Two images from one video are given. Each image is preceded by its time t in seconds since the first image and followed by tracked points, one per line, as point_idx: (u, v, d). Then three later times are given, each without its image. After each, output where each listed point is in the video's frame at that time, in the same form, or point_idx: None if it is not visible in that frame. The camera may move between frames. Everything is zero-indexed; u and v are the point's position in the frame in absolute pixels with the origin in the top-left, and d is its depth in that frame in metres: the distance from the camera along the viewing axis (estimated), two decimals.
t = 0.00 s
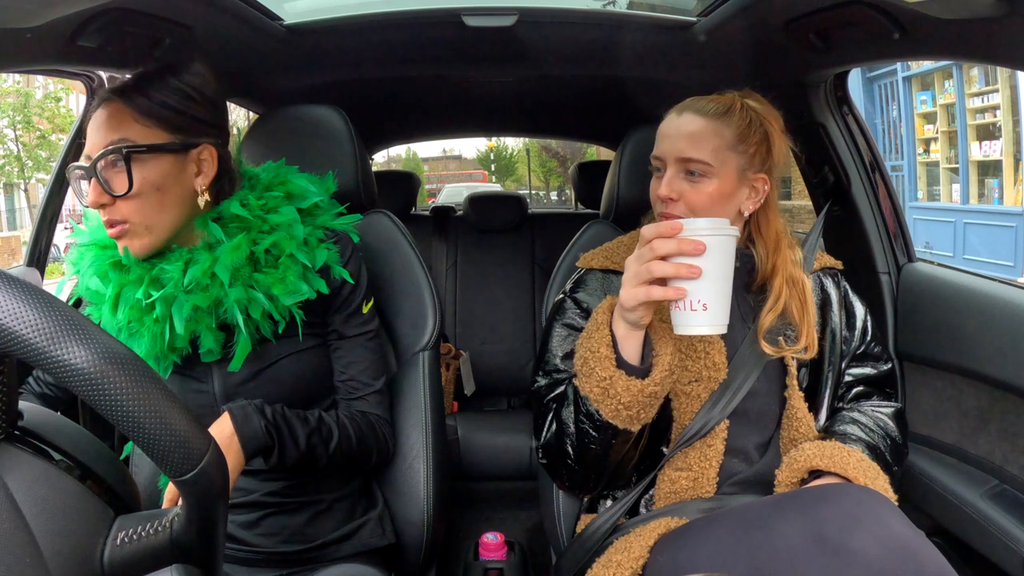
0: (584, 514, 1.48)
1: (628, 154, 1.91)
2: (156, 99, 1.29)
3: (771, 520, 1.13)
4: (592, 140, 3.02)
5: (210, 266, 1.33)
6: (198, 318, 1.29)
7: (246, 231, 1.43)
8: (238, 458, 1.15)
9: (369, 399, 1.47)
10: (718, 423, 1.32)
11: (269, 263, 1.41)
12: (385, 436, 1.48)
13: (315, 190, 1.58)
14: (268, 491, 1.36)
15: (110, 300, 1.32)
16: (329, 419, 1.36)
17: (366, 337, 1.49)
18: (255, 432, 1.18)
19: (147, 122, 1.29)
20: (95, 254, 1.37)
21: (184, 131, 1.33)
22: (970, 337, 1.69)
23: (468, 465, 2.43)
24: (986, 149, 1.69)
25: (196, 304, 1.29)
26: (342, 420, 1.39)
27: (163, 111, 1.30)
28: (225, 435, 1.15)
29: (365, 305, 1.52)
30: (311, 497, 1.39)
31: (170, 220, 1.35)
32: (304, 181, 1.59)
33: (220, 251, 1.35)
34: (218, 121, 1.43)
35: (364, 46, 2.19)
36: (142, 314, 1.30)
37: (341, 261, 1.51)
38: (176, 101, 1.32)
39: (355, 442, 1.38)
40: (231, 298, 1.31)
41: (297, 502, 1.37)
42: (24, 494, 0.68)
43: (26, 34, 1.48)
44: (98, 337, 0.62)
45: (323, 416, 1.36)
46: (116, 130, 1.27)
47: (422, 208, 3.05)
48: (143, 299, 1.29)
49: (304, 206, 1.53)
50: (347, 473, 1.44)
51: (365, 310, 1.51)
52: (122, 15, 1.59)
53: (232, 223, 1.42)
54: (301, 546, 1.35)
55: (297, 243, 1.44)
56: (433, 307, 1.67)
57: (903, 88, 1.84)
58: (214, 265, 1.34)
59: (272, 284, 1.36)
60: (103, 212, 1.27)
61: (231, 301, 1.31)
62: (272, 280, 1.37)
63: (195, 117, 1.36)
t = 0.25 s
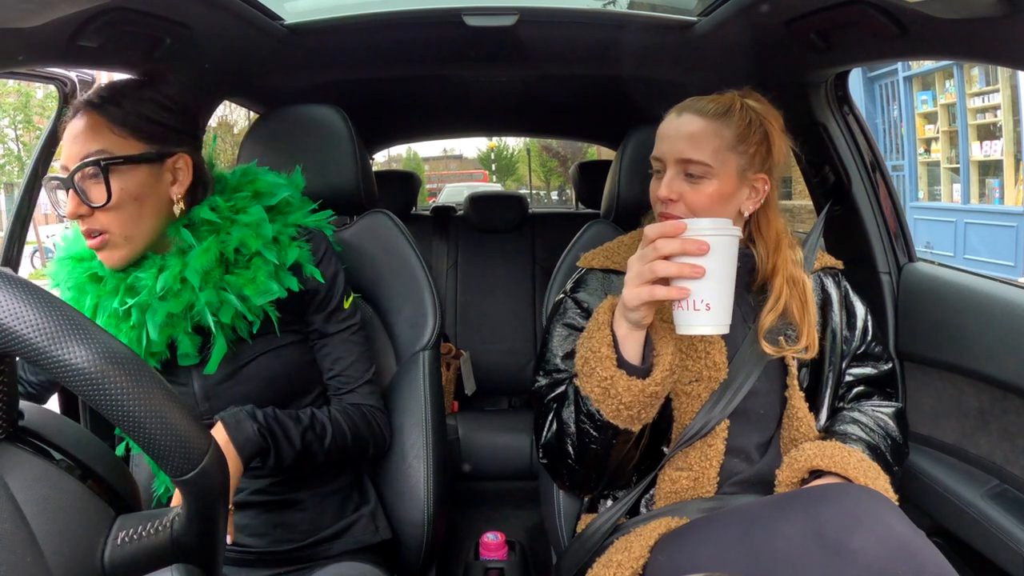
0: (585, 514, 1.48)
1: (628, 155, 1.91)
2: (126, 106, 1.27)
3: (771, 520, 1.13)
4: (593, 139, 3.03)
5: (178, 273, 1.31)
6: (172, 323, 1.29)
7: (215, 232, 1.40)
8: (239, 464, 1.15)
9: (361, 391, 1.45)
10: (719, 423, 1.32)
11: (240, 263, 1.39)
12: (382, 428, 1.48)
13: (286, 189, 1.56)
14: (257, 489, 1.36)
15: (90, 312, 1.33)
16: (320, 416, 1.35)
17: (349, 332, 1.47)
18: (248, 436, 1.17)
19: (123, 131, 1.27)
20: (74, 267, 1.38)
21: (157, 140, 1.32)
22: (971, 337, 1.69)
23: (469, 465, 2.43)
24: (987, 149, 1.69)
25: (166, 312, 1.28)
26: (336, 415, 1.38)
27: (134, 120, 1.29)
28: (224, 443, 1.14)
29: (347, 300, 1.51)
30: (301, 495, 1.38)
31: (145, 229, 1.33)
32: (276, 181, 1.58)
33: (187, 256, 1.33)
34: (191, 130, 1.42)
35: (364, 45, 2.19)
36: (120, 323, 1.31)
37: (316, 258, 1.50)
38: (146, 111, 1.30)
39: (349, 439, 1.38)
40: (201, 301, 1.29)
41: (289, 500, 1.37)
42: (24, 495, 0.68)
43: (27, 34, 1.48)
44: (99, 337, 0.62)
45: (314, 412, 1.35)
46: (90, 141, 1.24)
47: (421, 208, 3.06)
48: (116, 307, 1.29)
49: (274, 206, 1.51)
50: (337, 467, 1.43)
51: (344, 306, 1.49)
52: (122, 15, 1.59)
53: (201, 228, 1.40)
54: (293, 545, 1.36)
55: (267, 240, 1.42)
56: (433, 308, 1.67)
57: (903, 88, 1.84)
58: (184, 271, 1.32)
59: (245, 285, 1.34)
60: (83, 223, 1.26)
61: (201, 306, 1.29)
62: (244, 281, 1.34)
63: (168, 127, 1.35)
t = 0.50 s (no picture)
0: (585, 514, 1.48)
1: (629, 155, 1.91)
2: (103, 117, 1.23)
3: (772, 520, 1.13)
4: (594, 139, 3.03)
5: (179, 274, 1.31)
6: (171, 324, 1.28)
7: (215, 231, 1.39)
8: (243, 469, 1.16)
9: (365, 390, 1.46)
10: (720, 423, 1.32)
11: (240, 263, 1.38)
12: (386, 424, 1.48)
13: (285, 189, 1.56)
14: (256, 489, 1.36)
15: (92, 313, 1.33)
16: (324, 416, 1.36)
17: (352, 331, 1.48)
18: (250, 441, 1.18)
19: (110, 148, 1.23)
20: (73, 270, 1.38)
21: (145, 151, 1.27)
22: (971, 338, 1.69)
23: (469, 464, 2.43)
24: (988, 149, 1.69)
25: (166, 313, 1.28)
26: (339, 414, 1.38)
27: (120, 134, 1.23)
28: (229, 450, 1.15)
29: (347, 300, 1.51)
30: (299, 497, 1.38)
31: (145, 240, 1.31)
32: (276, 180, 1.57)
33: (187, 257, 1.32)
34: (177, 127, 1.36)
35: (364, 45, 2.19)
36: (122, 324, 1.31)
37: (317, 257, 1.50)
38: (126, 120, 1.25)
39: (353, 438, 1.39)
40: (199, 302, 1.28)
41: (289, 500, 1.37)
42: (25, 494, 0.68)
43: (28, 34, 1.48)
44: (100, 336, 0.62)
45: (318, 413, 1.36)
46: (81, 162, 1.21)
47: (422, 208, 3.06)
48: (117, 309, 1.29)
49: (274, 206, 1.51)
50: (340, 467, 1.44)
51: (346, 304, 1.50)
52: (122, 15, 1.59)
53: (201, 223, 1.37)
54: (293, 545, 1.35)
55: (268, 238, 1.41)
56: (434, 308, 1.67)
57: (904, 88, 1.84)
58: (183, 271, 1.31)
59: (245, 285, 1.33)
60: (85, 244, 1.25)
61: (200, 306, 1.29)
62: (244, 281, 1.34)
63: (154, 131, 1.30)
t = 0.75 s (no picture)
0: (586, 513, 1.48)
1: (630, 155, 1.91)
2: (88, 141, 1.15)
3: (772, 520, 1.13)
4: (595, 139, 3.03)
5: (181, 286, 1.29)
6: (173, 335, 1.26)
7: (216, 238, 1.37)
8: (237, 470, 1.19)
9: (366, 392, 1.46)
10: (720, 423, 1.32)
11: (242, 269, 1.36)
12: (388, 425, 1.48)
13: (286, 190, 1.53)
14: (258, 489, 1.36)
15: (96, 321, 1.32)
16: (319, 420, 1.36)
17: (356, 334, 1.46)
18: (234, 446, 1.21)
19: (97, 176, 1.16)
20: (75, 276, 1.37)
21: (133, 174, 1.20)
22: (972, 338, 1.69)
23: (469, 464, 2.43)
24: (988, 149, 1.69)
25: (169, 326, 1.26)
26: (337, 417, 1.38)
27: (103, 155, 1.16)
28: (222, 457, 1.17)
29: (350, 302, 1.49)
30: (299, 497, 1.38)
31: (136, 259, 1.27)
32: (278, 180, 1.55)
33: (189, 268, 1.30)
34: (169, 141, 1.28)
35: (364, 45, 2.19)
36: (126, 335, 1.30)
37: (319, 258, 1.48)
38: (111, 141, 1.17)
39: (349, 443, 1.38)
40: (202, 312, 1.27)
41: (289, 500, 1.37)
42: (25, 493, 0.68)
43: (28, 34, 1.48)
44: (100, 336, 0.62)
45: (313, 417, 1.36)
46: (68, 189, 1.15)
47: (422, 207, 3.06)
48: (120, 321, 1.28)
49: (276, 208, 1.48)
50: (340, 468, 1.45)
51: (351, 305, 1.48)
52: (123, 15, 1.60)
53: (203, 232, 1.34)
54: (294, 545, 1.35)
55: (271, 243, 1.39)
56: (435, 308, 1.67)
57: (905, 88, 1.84)
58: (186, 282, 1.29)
59: (247, 292, 1.32)
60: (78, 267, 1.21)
61: (203, 316, 1.27)
62: (246, 288, 1.32)
63: (142, 151, 1.22)
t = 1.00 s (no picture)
0: (587, 513, 1.48)
1: (630, 154, 1.91)
2: (70, 159, 1.12)
3: (773, 520, 1.13)
4: (596, 139, 3.03)
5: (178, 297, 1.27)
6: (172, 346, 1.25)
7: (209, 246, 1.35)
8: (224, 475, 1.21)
9: (362, 392, 1.45)
10: (720, 423, 1.32)
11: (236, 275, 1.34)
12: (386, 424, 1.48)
13: (275, 194, 1.50)
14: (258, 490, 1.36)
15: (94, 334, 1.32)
16: (314, 421, 1.36)
17: (349, 332, 1.45)
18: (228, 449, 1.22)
19: (83, 194, 1.13)
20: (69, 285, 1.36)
21: (123, 187, 1.17)
22: (972, 338, 1.69)
23: (470, 464, 2.43)
24: (989, 149, 1.69)
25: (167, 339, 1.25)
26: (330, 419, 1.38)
27: (93, 171, 1.13)
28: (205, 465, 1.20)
29: (343, 301, 1.48)
30: (296, 497, 1.38)
31: (131, 269, 1.25)
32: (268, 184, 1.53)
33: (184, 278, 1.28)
34: (155, 151, 1.25)
35: (364, 45, 2.19)
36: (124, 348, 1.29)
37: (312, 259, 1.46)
38: (98, 155, 1.14)
39: (344, 443, 1.38)
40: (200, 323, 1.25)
41: (287, 500, 1.37)
42: (25, 493, 0.68)
43: (29, 34, 1.48)
44: (101, 336, 0.62)
45: (309, 417, 1.36)
46: (58, 207, 1.13)
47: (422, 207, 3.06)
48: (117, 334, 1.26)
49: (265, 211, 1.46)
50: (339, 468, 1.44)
51: (343, 305, 1.47)
52: (123, 15, 1.59)
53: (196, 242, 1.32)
54: (293, 545, 1.35)
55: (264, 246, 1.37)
56: (435, 308, 1.67)
57: (906, 87, 1.84)
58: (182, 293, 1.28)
59: (243, 299, 1.30)
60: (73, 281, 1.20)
61: (201, 326, 1.26)
62: (242, 295, 1.30)
63: (128, 163, 1.19)
